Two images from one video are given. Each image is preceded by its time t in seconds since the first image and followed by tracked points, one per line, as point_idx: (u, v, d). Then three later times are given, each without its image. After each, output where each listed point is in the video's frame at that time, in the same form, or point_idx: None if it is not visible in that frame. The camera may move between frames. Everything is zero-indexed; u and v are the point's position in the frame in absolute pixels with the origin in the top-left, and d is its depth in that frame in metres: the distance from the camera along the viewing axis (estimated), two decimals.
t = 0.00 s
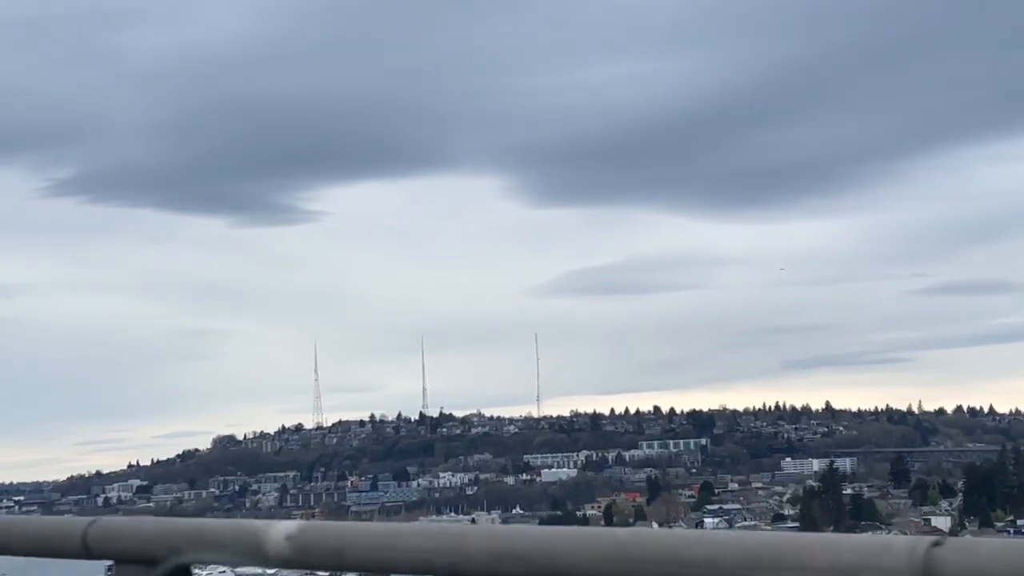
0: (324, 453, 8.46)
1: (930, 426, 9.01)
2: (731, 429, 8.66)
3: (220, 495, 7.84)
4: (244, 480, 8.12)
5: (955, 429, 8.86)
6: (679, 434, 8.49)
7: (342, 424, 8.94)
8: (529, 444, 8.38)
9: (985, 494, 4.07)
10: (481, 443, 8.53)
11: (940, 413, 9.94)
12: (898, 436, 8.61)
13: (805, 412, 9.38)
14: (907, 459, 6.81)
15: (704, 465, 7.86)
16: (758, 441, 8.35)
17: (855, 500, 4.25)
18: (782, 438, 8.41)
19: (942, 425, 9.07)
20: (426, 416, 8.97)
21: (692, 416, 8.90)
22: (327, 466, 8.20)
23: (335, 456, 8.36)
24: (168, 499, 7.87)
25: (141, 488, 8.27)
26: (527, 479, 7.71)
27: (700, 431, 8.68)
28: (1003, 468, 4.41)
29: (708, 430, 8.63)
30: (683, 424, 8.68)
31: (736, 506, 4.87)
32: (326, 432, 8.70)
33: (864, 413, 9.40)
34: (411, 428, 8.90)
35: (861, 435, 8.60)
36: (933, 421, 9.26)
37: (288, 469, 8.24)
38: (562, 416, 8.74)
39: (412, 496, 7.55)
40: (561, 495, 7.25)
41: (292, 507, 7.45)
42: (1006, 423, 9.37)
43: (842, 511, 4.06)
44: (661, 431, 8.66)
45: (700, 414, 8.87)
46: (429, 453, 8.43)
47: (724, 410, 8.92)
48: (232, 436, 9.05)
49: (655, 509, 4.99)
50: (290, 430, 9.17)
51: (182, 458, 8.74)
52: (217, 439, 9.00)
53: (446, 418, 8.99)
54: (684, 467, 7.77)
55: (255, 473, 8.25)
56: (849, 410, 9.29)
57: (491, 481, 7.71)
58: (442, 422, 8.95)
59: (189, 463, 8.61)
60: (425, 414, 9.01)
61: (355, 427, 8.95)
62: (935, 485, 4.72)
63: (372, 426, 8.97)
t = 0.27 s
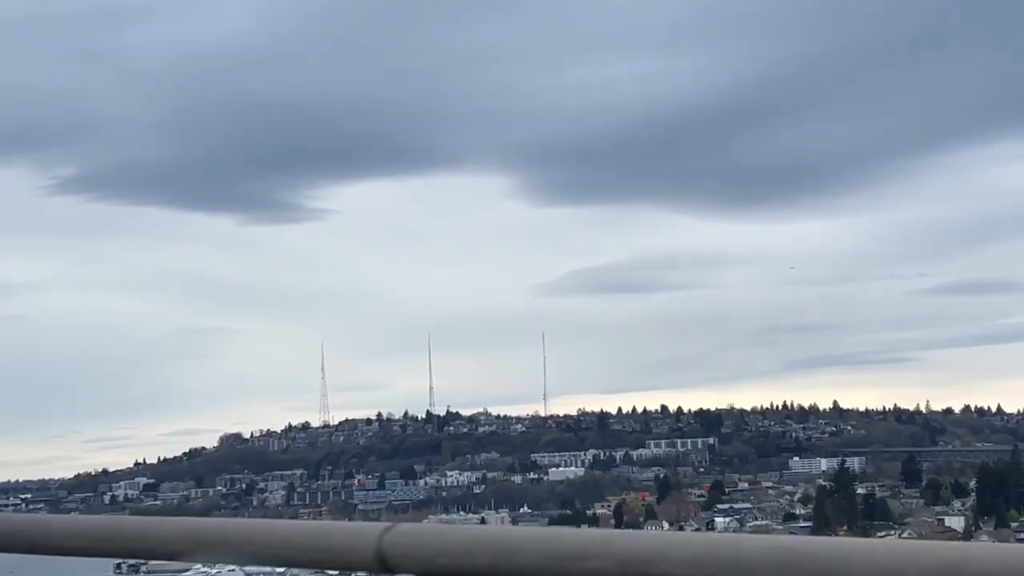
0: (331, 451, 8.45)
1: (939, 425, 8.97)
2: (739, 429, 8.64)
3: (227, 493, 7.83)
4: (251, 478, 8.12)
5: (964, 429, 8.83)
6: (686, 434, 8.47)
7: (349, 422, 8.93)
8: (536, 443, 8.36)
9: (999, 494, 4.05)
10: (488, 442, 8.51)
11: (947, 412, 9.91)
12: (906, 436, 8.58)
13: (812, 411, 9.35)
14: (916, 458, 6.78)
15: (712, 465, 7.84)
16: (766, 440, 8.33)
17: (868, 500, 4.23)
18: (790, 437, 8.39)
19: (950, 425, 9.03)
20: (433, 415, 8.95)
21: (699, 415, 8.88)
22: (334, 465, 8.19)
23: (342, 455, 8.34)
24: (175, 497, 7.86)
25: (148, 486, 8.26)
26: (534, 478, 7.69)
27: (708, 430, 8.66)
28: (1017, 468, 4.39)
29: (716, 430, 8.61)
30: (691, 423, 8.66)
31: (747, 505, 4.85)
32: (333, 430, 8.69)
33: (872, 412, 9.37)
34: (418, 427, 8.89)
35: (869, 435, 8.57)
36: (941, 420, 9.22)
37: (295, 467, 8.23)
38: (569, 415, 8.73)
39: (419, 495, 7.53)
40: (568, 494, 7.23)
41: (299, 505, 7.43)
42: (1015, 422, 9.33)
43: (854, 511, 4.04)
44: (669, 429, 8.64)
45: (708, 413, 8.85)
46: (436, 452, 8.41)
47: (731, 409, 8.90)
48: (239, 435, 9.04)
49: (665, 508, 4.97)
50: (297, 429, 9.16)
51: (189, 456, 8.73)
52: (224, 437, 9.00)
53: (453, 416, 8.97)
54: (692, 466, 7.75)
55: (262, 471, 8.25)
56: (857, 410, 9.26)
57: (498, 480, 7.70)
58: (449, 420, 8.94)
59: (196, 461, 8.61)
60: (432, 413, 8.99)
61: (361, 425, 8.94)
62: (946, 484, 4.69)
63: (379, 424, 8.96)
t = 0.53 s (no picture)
0: (336, 446, 8.44)
1: (944, 421, 8.96)
2: (745, 424, 8.63)
3: (232, 487, 7.82)
4: (256, 472, 8.12)
5: (970, 425, 8.81)
6: (692, 429, 8.47)
7: (354, 417, 8.92)
8: (542, 438, 8.36)
9: (1010, 490, 4.04)
10: (493, 437, 8.51)
11: (953, 408, 9.89)
12: (912, 431, 8.57)
13: (817, 407, 9.34)
14: (923, 454, 6.77)
15: (718, 460, 7.84)
16: (772, 436, 8.32)
17: (878, 496, 4.23)
18: (796, 433, 8.38)
19: (956, 421, 9.02)
20: (438, 410, 8.95)
21: (705, 410, 8.87)
22: (339, 459, 8.19)
23: (347, 449, 8.34)
24: (180, 491, 7.86)
25: (152, 480, 8.26)
26: (540, 473, 7.69)
27: (713, 425, 8.66)
28: None
29: (721, 425, 8.60)
30: (696, 418, 8.65)
31: (755, 501, 4.85)
32: (338, 425, 8.69)
33: (877, 408, 9.36)
34: (423, 422, 8.88)
35: (875, 430, 8.56)
36: (947, 416, 9.21)
37: (300, 462, 8.23)
38: (575, 410, 8.72)
39: (425, 489, 7.53)
40: (574, 489, 7.22)
41: (304, 500, 7.43)
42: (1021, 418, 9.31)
43: (865, 507, 4.04)
44: (674, 425, 8.64)
45: (713, 409, 8.84)
46: (441, 446, 8.41)
47: (737, 405, 8.89)
48: (243, 429, 9.04)
49: (673, 503, 4.96)
50: (302, 423, 9.16)
51: (193, 450, 8.73)
52: (229, 432, 9.00)
53: (458, 411, 8.97)
54: (698, 462, 7.75)
55: (267, 466, 8.25)
56: (862, 405, 9.25)
57: (504, 475, 7.69)
58: (454, 415, 8.93)
59: (201, 455, 8.60)
60: (437, 408, 8.99)
61: (366, 420, 8.93)
62: (956, 480, 4.69)
63: (384, 419, 8.95)
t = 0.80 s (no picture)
0: (340, 439, 8.43)
1: (949, 415, 8.94)
2: (750, 417, 8.61)
3: (236, 479, 7.82)
4: (261, 464, 8.10)
5: (974, 419, 8.80)
6: (696, 422, 8.46)
7: (359, 409, 8.90)
8: (546, 431, 8.34)
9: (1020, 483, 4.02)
10: (497, 430, 8.49)
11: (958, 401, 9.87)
12: (917, 425, 8.56)
13: (822, 400, 9.33)
14: (928, 448, 6.75)
15: (722, 453, 7.82)
16: (776, 429, 8.30)
17: (888, 489, 4.21)
18: (801, 426, 8.36)
19: (961, 414, 9.01)
20: (443, 402, 8.93)
21: (709, 403, 8.85)
22: (343, 452, 8.18)
23: (351, 442, 8.32)
24: (184, 483, 7.85)
25: (156, 471, 8.25)
26: (544, 466, 7.67)
27: (718, 419, 8.64)
28: None
29: (725, 418, 8.59)
30: (701, 412, 8.64)
31: (762, 494, 4.83)
32: (343, 417, 8.68)
33: (881, 401, 9.35)
34: (427, 414, 8.87)
35: (879, 424, 8.55)
36: (951, 410, 9.19)
37: (304, 454, 8.22)
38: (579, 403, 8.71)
39: (429, 482, 7.52)
40: (577, 482, 7.21)
41: (308, 492, 7.43)
42: None
43: (874, 500, 4.02)
44: (679, 418, 8.63)
45: (717, 402, 8.83)
46: (445, 439, 8.40)
47: (741, 398, 8.88)
48: (248, 421, 9.02)
49: (681, 496, 4.95)
50: (306, 416, 9.15)
51: (197, 442, 8.72)
52: (233, 423, 8.99)
53: (462, 404, 8.95)
54: (702, 455, 7.73)
55: (271, 458, 8.24)
56: (867, 399, 9.24)
57: (508, 468, 7.68)
58: (459, 408, 8.91)
59: (205, 447, 8.59)
60: (441, 400, 8.97)
61: (371, 412, 8.92)
62: (964, 474, 4.67)
63: (389, 411, 8.94)
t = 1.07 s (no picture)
0: (343, 429, 8.41)
1: (954, 406, 8.92)
2: (754, 408, 8.59)
3: (240, 470, 7.79)
4: (263, 454, 8.08)
5: (979, 410, 8.78)
6: (701, 413, 8.44)
7: (362, 399, 8.88)
8: (550, 422, 8.32)
9: None
10: (501, 420, 8.48)
11: (963, 392, 9.85)
12: (922, 416, 8.54)
13: (826, 391, 9.31)
14: (934, 439, 6.73)
15: (727, 444, 7.79)
16: (781, 420, 8.28)
17: (898, 481, 4.19)
18: (806, 417, 8.33)
19: (966, 405, 8.99)
20: (446, 393, 8.90)
21: (714, 394, 8.83)
22: (347, 442, 8.15)
23: (355, 432, 8.30)
24: (187, 473, 7.82)
25: (159, 461, 8.22)
26: (549, 457, 7.65)
27: (722, 410, 8.62)
28: None
29: (730, 409, 8.57)
30: (706, 403, 8.62)
31: (770, 486, 4.81)
32: (346, 407, 8.65)
33: (886, 392, 9.33)
34: (431, 404, 8.84)
35: (884, 415, 8.53)
36: (956, 401, 9.17)
37: (308, 444, 8.20)
38: (583, 394, 8.69)
39: (433, 472, 7.49)
40: (582, 472, 7.19)
41: (312, 482, 7.40)
42: None
43: (884, 492, 3.99)
44: (683, 409, 8.61)
45: (722, 392, 8.81)
46: (449, 429, 8.38)
47: (746, 389, 8.86)
48: (250, 411, 8.99)
49: (688, 487, 4.93)
50: (309, 406, 9.12)
51: (200, 432, 8.68)
52: (235, 413, 8.96)
53: (466, 395, 8.93)
54: (707, 446, 7.70)
55: (274, 448, 8.21)
56: (872, 390, 9.22)
57: (512, 458, 7.65)
58: (462, 398, 8.89)
59: (208, 437, 8.56)
60: (445, 391, 8.94)
61: (374, 402, 8.90)
62: (974, 466, 4.65)
63: (392, 401, 8.92)
